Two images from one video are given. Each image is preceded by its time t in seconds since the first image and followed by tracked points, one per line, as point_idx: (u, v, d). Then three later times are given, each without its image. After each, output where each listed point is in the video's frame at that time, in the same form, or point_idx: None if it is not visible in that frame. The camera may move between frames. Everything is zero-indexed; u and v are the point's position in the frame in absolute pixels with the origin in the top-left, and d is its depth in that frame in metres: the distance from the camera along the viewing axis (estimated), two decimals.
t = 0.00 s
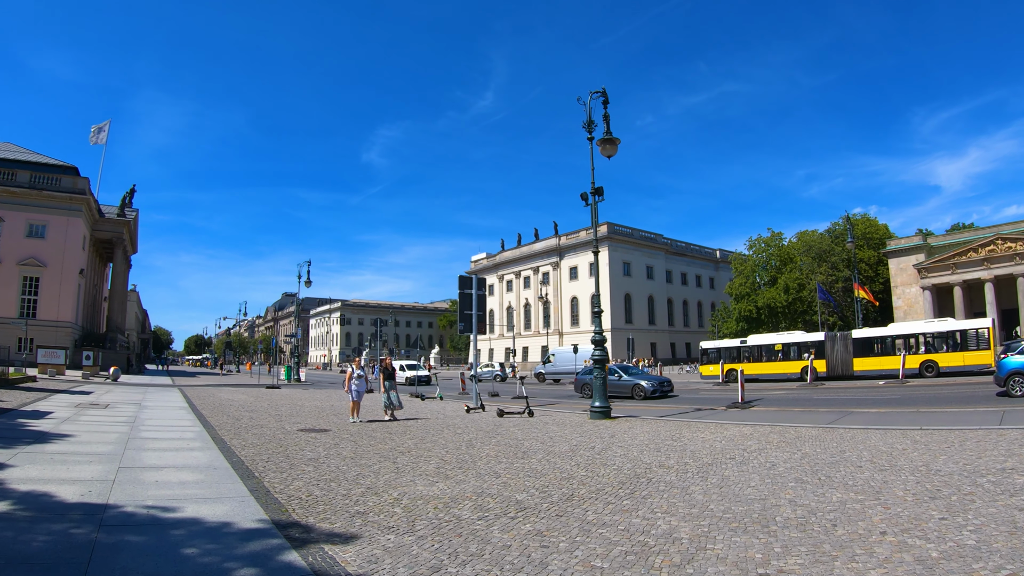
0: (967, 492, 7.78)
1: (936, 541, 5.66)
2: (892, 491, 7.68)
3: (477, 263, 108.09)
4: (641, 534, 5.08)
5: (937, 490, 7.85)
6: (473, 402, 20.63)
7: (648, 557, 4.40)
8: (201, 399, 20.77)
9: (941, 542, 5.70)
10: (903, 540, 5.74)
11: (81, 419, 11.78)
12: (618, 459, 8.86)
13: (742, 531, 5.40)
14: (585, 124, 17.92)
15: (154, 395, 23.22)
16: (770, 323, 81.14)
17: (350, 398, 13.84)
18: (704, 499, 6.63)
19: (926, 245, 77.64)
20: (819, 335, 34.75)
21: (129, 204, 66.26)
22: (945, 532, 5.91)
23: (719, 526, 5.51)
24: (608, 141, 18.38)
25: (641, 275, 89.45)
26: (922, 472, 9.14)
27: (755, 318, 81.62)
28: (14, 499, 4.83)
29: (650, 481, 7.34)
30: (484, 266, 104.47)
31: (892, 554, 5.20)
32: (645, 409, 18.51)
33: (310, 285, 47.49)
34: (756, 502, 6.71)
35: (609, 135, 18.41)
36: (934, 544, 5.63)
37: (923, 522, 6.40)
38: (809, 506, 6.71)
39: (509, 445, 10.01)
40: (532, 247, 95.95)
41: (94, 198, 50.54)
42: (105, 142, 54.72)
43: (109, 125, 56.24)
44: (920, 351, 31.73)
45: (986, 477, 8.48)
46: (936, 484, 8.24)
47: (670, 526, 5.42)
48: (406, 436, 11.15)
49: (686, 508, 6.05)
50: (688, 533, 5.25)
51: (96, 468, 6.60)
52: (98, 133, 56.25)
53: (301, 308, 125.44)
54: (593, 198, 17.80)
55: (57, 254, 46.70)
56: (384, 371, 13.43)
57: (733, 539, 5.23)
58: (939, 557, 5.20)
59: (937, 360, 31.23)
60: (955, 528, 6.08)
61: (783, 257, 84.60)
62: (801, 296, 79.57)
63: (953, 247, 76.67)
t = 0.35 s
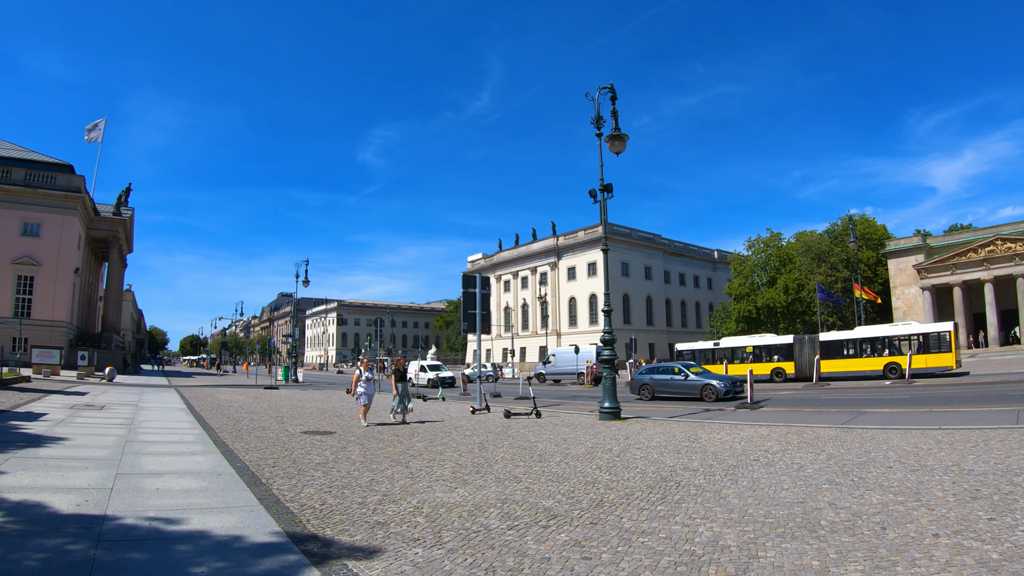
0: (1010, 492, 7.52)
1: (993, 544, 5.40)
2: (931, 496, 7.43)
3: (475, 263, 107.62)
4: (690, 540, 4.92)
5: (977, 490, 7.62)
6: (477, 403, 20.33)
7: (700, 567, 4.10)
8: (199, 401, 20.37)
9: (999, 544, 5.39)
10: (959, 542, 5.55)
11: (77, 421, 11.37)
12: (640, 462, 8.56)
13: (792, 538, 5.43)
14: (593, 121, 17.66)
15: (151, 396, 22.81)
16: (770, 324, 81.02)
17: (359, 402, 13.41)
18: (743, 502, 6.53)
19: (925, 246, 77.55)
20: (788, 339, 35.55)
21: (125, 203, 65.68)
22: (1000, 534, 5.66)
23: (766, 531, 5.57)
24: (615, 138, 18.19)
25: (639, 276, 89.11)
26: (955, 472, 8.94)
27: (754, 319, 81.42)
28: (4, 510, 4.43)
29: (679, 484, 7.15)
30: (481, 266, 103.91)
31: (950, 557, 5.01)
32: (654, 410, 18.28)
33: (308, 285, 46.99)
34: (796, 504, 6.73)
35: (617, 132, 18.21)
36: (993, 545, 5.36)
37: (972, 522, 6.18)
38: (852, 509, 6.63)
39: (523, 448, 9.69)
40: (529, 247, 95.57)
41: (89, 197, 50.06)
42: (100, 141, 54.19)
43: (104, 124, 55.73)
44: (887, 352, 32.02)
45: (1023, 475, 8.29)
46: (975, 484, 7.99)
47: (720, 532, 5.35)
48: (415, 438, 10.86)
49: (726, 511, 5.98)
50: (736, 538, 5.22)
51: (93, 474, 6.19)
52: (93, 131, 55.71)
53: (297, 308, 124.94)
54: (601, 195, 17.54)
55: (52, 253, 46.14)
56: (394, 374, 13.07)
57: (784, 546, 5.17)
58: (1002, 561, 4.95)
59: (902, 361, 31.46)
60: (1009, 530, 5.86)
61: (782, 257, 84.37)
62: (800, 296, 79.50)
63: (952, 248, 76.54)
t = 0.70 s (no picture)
0: None
1: None
2: (968, 497, 7.32)
3: (468, 264, 107.04)
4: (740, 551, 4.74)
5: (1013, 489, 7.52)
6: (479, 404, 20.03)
7: None
8: (193, 403, 19.98)
9: None
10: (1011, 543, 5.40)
11: (68, 424, 10.95)
12: (664, 465, 8.38)
13: (842, 544, 5.33)
14: (599, 118, 17.42)
15: (144, 397, 22.39)
16: (764, 325, 80.58)
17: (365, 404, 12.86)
18: (779, 508, 6.38)
19: (919, 247, 77.86)
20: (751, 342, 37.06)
21: (116, 202, 64.86)
22: None
23: (816, 538, 5.46)
24: (622, 135, 17.97)
25: (633, 277, 88.97)
26: (982, 471, 8.87)
27: (749, 321, 80.64)
28: None
29: (708, 488, 6.96)
30: (474, 267, 103.17)
31: (1010, 557, 4.86)
32: (659, 412, 18.09)
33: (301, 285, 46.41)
34: (834, 507, 6.65)
35: (623, 129, 17.97)
36: None
37: (1019, 522, 6.03)
38: (894, 511, 6.55)
39: (538, 450, 9.45)
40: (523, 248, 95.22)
41: (80, 195, 49.35)
42: (91, 138, 53.47)
43: (96, 121, 54.99)
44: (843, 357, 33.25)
45: None
46: (1008, 484, 7.89)
47: (772, 541, 5.21)
48: (423, 441, 10.58)
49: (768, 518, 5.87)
50: (785, 546, 5.09)
51: (89, 484, 5.80)
52: (84, 129, 54.96)
53: (289, 309, 124.12)
54: (607, 193, 17.29)
55: (42, 251, 45.40)
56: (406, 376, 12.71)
57: (836, 553, 5.03)
58: None
59: (858, 364, 32.73)
60: None
61: (777, 259, 83.25)
62: (795, 297, 79.37)
63: (947, 250, 76.85)
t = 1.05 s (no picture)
0: None
1: None
2: (1001, 501, 7.32)
3: (461, 264, 106.44)
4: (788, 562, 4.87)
5: None
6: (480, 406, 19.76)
7: None
8: (188, 405, 19.62)
9: None
10: None
11: (61, 429, 10.53)
12: (689, 473, 8.28)
13: (892, 553, 5.35)
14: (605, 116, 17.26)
15: (137, 399, 21.97)
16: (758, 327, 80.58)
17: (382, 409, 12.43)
18: (817, 517, 6.54)
19: (914, 249, 78.07)
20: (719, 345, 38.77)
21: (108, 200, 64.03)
22: None
23: (862, 547, 5.61)
24: (628, 135, 17.83)
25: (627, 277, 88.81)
26: (1009, 475, 8.86)
27: (744, 322, 80.62)
28: None
29: (739, 498, 7.14)
30: (467, 267, 102.33)
31: None
32: (666, 415, 17.89)
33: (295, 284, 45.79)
34: (875, 516, 6.77)
35: (629, 128, 17.89)
36: None
37: None
38: (934, 518, 6.60)
39: (553, 457, 9.24)
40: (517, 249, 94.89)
41: (72, 193, 48.67)
42: (82, 136, 52.75)
43: (87, 119, 54.23)
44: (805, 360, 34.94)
45: None
46: None
47: (819, 552, 5.38)
48: (431, 446, 10.25)
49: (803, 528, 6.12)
50: (834, 557, 5.27)
51: (85, 499, 5.40)
52: (75, 126, 54.20)
53: (280, 309, 123.26)
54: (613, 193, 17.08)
55: (32, 250, 44.66)
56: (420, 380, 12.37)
57: (889, 564, 5.12)
58: None
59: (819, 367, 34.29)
60: None
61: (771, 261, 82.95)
62: (790, 299, 79.42)
63: (941, 252, 77.05)
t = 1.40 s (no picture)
0: None
1: None
2: None
3: (454, 263, 105.67)
4: (846, 565, 4.88)
5: None
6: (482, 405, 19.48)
7: None
8: (182, 405, 19.24)
9: None
10: None
11: (54, 431, 10.09)
12: (716, 476, 8.25)
13: (948, 553, 5.39)
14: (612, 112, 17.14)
15: (131, 399, 21.53)
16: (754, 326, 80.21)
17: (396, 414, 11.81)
18: (858, 517, 6.56)
19: (909, 250, 78.17)
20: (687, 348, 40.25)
21: (100, 198, 63.18)
22: None
23: (913, 547, 5.63)
24: (634, 131, 17.76)
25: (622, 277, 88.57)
26: None
27: (740, 322, 80.34)
28: None
29: (769, 497, 7.12)
30: (461, 267, 101.65)
31: None
32: (672, 415, 17.72)
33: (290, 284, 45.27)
34: (916, 514, 6.86)
35: (636, 124, 17.82)
36: None
37: None
38: (977, 515, 6.65)
39: (572, 460, 9.06)
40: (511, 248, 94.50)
41: (64, 190, 47.99)
42: (74, 132, 52.07)
43: (79, 115, 53.48)
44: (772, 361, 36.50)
45: None
46: None
47: (872, 551, 5.39)
48: (440, 447, 9.96)
49: (848, 529, 6.16)
50: (889, 557, 5.27)
51: (82, 507, 5.02)
52: (67, 123, 53.45)
53: (272, 308, 122.38)
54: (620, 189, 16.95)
55: (23, 247, 43.99)
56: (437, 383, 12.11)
57: (948, 562, 5.10)
58: None
59: (784, 370, 35.76)
60: None
61: (767, 261, 81.93)
62: (786, 298, 79.08)
63: (937, 252, 77.15)
